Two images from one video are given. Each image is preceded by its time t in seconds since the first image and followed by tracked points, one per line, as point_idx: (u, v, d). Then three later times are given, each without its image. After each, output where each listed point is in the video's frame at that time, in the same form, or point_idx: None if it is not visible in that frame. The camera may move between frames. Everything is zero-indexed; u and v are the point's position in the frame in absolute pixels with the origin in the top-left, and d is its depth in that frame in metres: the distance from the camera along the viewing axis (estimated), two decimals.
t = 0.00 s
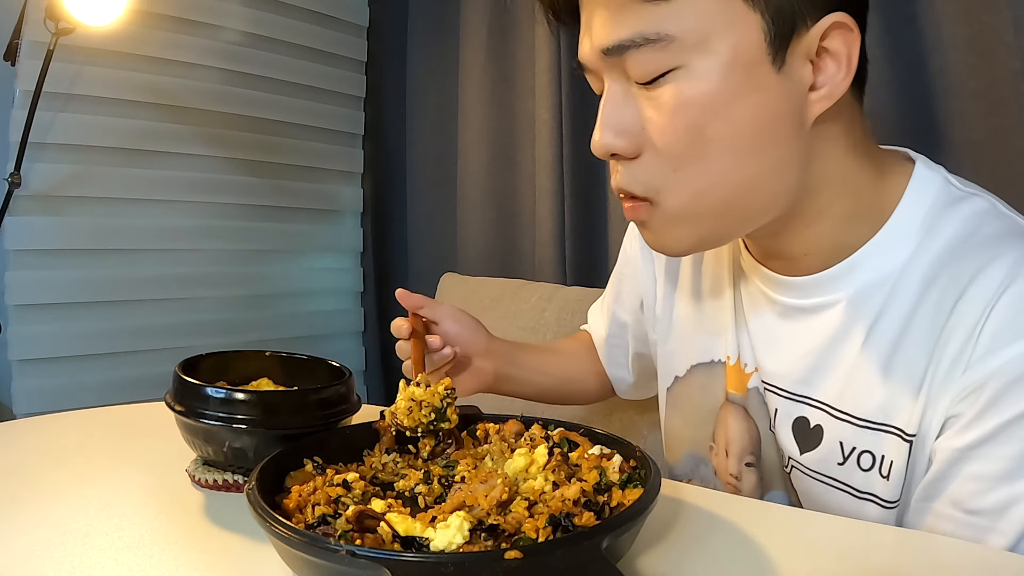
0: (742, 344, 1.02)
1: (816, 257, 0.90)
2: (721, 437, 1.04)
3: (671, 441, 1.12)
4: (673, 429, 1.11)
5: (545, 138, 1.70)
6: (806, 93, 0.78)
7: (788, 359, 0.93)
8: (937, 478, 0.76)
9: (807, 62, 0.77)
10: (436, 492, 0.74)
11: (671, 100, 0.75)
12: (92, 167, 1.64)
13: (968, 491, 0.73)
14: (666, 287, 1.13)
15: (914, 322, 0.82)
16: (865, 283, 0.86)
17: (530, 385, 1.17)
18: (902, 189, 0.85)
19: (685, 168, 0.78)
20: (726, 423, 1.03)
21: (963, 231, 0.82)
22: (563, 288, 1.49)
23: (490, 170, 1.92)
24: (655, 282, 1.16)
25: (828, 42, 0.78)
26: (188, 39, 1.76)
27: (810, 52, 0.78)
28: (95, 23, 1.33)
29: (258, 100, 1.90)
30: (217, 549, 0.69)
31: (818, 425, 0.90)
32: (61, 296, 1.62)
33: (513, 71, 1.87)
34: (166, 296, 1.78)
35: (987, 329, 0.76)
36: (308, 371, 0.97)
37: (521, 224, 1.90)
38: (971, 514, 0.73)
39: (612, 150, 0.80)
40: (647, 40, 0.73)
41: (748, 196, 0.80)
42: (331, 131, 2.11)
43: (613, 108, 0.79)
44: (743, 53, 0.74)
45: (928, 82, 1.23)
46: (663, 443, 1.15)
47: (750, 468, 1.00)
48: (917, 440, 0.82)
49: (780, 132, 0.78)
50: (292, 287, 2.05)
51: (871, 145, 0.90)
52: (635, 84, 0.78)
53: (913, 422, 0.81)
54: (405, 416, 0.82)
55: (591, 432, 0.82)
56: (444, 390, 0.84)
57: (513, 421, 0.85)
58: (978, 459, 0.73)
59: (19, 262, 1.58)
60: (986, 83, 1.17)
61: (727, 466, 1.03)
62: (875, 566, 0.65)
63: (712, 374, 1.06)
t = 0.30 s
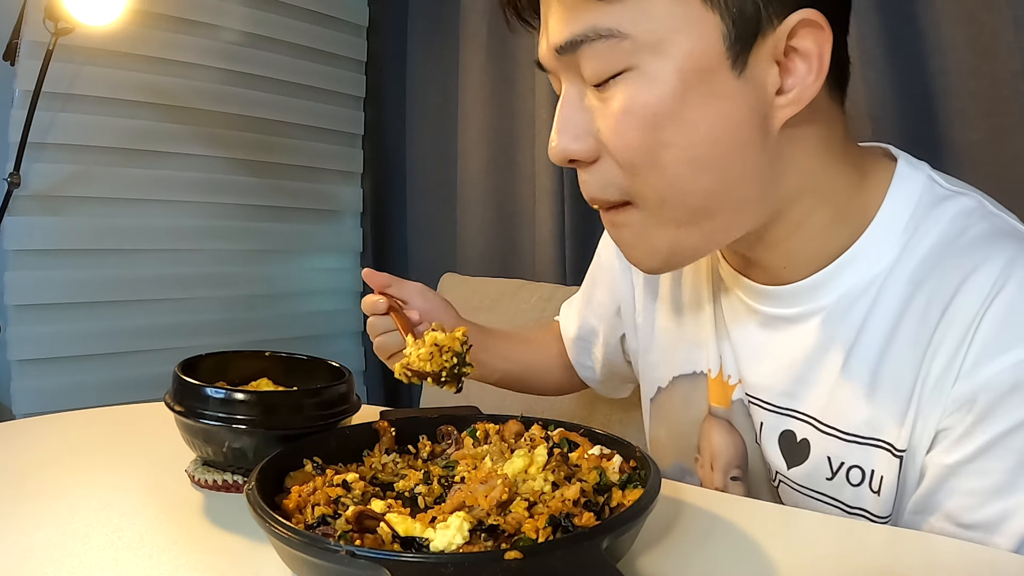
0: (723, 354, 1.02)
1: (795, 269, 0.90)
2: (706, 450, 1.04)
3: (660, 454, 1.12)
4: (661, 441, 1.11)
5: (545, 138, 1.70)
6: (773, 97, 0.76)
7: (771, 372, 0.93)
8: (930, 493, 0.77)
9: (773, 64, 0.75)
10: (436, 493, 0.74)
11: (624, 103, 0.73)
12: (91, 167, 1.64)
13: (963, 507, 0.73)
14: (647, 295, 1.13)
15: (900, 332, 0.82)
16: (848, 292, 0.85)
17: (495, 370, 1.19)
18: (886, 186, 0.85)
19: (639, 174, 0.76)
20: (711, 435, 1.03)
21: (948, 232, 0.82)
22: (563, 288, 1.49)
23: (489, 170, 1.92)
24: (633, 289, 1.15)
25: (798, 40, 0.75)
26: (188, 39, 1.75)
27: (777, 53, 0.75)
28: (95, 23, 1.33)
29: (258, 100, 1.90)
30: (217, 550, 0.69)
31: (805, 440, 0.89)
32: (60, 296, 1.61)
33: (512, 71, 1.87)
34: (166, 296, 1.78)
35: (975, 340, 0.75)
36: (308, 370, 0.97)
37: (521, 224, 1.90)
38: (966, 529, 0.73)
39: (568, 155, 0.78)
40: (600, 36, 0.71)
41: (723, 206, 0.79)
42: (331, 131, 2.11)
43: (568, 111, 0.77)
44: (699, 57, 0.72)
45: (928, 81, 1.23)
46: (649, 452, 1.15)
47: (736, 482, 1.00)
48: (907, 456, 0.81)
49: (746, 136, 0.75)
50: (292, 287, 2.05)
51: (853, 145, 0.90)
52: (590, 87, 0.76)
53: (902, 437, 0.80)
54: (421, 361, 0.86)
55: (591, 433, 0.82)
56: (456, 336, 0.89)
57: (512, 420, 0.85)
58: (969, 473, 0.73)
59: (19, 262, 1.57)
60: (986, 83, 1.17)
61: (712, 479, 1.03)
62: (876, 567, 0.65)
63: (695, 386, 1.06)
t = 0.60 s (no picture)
0: (715, 365, 1.01)
1: (787, 278, 0.89)
2: (699, 460, 1.03)
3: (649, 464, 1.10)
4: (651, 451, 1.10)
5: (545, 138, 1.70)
6: (763, 95, 0.75)
7: (765, 384, 0.93)
8: (929, 508, 0.77)
9: (761, 61, 0.75)
10: (435, 493, 0.74)
11: (604, 108, 0.73)
12: (91, 167, 1.64)
13: (963, 520, 0.73)
14: (638, 303, 1.13)
15: (896, 342, 0.82)
16: (841, 301, 0.86)
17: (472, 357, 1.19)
18: (879, 193, 0.85)
19: (619, 180, 0.76)
20: (703, 445, 1.02)
21: (943, 238, 0.81)
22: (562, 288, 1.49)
23: (489, 170, 1.91)
24: (622, 296, 1.15)
25: (785, 39, 0.75)
26: (188, 39, 1.75)
27: (764, 51, 0.75)
28: (94, 22, 1.33)
29: (258, 100, 1.90)
30: (216, 551, 0.69)
31: (800, 452, 0.89)
32: (59, 296, 1.61)
33: (512, 71, 1.87)
34: (166, 296, 1.78)
35: (973, 352, 0.76)
36: (308, 370, 0.97)
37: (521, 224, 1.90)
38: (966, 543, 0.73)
39: (547, 160, 0.78)
40: (576, 40, 0.71)
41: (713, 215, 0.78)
42: (331, 131, 2.11)
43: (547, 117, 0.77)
44: (678, 54, 0.71)
45: (929, 81, 1.23)
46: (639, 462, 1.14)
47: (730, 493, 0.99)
48: (905, 470, 0.80)
49: (731, 142, 0.75)
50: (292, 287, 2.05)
51: (846, 148, 0.90)
52: (568, 93, 0.75)
53: (900, 451, 0.80)
54: (431, 332, 0.88)
55: (591, 433, 0.81)
56: (463, 307, 0.90)
57: (512, 420, 0.85)
58: (968, 487, 0.74)
59: (18, 262, 1.57)
60: (986, 83, 1.17)
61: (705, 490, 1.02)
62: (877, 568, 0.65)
63: (687, 395, 1.05)
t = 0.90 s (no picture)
0: (712, 371, 1.01)
1: (783, 287, 0.89)
2: (695, 466, 1.03)
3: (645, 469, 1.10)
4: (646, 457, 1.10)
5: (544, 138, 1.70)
6: (758, 101, 0.74)
7: (761, 392, 0.92)
8: (930, 519, 0.77)
9: (756, 66, 0.73)
10: (435, 494, 0.74)
11: (594, 111, 0.72)
12: (91, 167, 1.64)
13: (967, 530, 0.73)
14: (633, 307, 1.12)
15: (896, 351, 0.82)
16: (840, 310, 0.85)
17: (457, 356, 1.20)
18: (877, 200, 0.85)
19: (610, 187, 0.75)
20: (701, 453, 1.02)
21: (943, 247, 0.81)
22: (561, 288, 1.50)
23: (489, 170, 1.92)
24: (616, 299, 1.15)
25: (782, 43, 0.74)
26: (188, 39, 1.75)
27: (760, 55, 0.73)
28: (93, 22, 1.33)
29: (257, 100, 1.90)
30: (215, 551, 0.69)
31: (797, 461, 0.89)
32: (58, 296, 1.61)
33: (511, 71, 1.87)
34: (165, 296, 1.78)
35: (976, 363, 0.76)
36: (307, 371, 0.97)
37: (521, 224, 1.90)
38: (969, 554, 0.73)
39: (539, 164, 0.77)
40: (566, 44, 0.70)
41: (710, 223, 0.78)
42: (331, 131, 2.11)
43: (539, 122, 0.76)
44: (671, 59, 0.70)
45: (929, 81, 1.23)
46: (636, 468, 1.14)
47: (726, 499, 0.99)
48: (906, 481, 0.81)
49: (725, 149, 0.74)
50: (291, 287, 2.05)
51: (845, 153, 0.89)
52: (560, 96, 0.74)
53: (901, 462, 0.80)
54: (436, 326, 0.88)
55: (590, 433, 0.81)
56: (466, 298, 0.90)
57: (512, 421, 0.84)
58: (971, 498, 0.74)
59: (17, 263, 1.57)
60: (986, 83, 1.17)
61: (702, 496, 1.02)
62: (877, 568, 0.65)
63: (683, 402, 1.05)
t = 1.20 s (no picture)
0: (708, 377, 1.01)
1: (779, 290, 0.89)
2: (690, 470, 1.03)
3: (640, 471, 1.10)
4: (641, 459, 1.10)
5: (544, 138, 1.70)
6: (752, 107, 0.74)
7: (758, 397, 0.92)
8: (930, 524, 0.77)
9: (751, 72, 0.73)
10: (435, 494, 0.74)
11: (585, 117, 0.71)
12: (90, 167, 1.64)
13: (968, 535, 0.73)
14: (627, 312, 1.12)
15: (895, 355, 0.82)
16: (837, 313, 0.85)
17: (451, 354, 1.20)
18: (873, 202, 0.85)
19: (603, 195, 0.75)
20: (696, 458, 1.02)
21: (941, 249, 0.81)
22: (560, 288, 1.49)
23: (489, 171, 1.92)
24: (610, 303, 1.15)
25: (777, 48, 0.73)
26: (187, 39, 1.75)
27: (754, 61, 0.73)
28: (92, 22, 1.33)
29: (257, 100, 1.90)
30: (214, 552, 0.69)
31: (795, 466, 0.88)
32: (57, 296, 1.61)
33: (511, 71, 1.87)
34: (165, 296, 1.78)
35: (977, 367, 0.76)
36: (307, 372, 0.97)
37: (520, 225, 1.90)
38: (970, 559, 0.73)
39: (533, 172, 0.76)
40: (555, 49, 0.69)
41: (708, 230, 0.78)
42: (331, 131, 2.11)
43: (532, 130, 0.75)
44: (662, 65, 0.69)
45: (930, 82, 1.23)
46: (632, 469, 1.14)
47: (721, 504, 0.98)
48: (905, 485, 0.81)
49: (719, 154, 0.73)
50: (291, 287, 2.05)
51: (842, 154, 0.89)
52: (552, 100, 0.74)
53: (900, 467, 0.80)
54: (466, 304, 0.89)
55: (590, 433, 0.81)
56: (490, 276, 0.91)
57: (512, 422, 0.84)
58: (972, 503, 0.74)
59: (16, 263, 1.56)
60: (987, 83, 1.17)
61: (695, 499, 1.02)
62: (878, 568, 0.65)
63: (677, 407, 1.05)
